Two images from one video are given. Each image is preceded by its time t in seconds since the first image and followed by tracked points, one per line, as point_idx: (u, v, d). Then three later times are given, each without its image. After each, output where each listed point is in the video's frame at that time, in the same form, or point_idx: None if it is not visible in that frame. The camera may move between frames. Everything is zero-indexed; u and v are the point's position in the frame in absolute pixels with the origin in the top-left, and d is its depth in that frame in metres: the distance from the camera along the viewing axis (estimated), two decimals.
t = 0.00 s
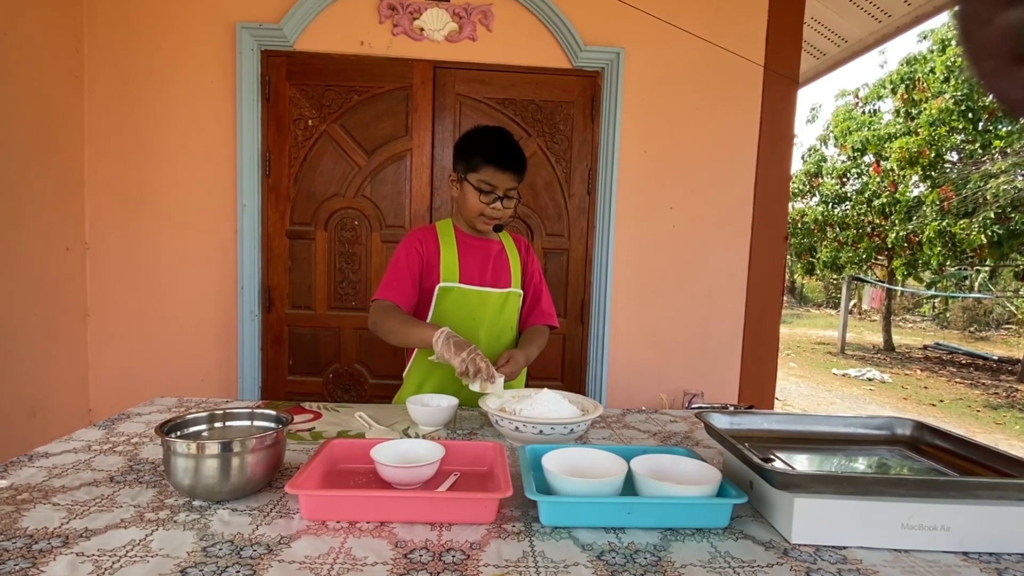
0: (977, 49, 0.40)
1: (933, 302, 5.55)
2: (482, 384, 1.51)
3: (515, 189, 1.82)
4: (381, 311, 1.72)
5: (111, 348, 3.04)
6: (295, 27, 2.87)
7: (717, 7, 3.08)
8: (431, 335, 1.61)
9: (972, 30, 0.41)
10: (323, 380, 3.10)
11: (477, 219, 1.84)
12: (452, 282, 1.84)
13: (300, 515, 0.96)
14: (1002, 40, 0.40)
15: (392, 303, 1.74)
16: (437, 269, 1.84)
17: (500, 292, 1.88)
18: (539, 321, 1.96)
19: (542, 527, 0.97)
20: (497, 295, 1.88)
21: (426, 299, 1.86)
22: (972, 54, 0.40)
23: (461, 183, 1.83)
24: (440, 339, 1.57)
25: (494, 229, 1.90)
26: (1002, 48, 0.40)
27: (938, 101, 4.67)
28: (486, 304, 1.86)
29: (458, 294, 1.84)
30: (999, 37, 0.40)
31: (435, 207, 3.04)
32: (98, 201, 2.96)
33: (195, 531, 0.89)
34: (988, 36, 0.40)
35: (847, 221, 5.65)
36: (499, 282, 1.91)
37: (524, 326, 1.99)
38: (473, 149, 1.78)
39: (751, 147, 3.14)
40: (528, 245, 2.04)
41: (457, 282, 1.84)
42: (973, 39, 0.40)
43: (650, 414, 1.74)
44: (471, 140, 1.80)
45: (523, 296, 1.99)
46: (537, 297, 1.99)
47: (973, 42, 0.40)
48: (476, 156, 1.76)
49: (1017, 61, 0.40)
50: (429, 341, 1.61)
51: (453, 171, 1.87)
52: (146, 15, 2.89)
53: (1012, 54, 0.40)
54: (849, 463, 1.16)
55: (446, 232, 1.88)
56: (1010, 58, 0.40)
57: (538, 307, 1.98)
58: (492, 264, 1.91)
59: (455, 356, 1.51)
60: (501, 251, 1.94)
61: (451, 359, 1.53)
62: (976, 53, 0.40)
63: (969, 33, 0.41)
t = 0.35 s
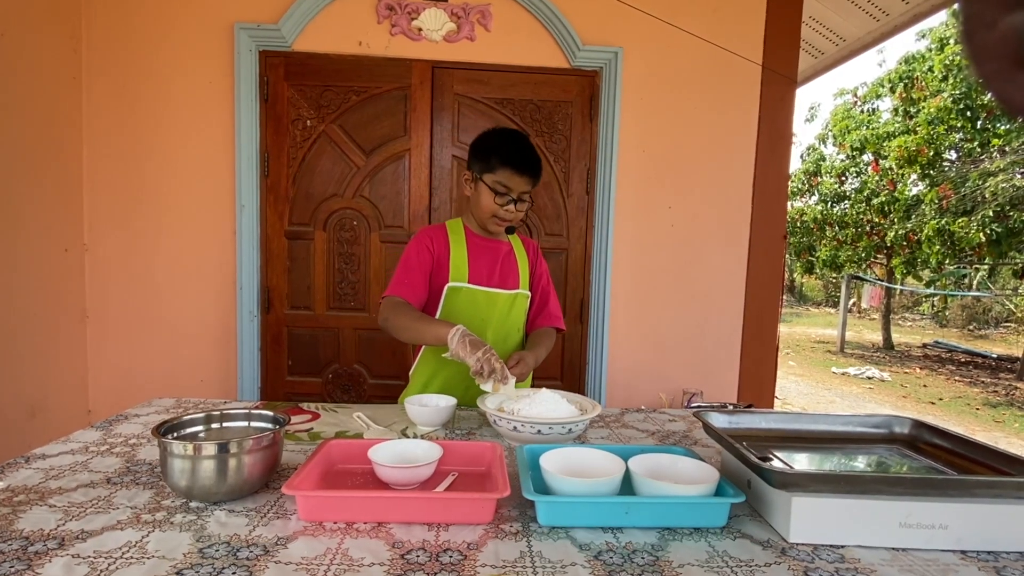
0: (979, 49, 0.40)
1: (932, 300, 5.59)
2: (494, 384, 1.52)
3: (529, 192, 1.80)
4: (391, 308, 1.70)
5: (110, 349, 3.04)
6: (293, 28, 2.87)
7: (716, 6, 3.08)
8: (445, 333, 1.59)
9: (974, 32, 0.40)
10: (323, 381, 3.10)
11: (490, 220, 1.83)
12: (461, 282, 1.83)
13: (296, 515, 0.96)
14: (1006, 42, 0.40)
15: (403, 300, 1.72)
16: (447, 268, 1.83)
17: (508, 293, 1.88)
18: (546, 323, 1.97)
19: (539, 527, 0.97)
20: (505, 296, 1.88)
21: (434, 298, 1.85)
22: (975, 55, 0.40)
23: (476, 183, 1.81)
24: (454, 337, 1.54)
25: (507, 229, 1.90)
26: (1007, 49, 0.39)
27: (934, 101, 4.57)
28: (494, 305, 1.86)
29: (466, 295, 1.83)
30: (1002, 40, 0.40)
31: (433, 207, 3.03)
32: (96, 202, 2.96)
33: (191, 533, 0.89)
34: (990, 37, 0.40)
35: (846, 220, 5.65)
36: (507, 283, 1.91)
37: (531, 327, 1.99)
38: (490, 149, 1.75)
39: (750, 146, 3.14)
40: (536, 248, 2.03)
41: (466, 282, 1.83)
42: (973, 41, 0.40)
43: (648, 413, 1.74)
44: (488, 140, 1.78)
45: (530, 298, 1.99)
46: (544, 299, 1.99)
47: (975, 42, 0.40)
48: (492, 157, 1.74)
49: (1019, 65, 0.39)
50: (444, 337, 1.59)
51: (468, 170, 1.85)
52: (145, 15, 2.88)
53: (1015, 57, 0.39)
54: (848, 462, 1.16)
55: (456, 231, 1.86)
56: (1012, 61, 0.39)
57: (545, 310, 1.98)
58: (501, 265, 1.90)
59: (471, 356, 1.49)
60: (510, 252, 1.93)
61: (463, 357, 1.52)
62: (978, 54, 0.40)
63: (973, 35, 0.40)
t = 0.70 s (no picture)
0: (978, 51, 0.40)
1: (931, 299, 5.62)
2: (506, 383, 1.48)
3: (552, 202, 1.79)
4: (404, 296, 1.66)
5: (109, 351, 3.03)
6: (291, 28, 2.86)
7: (714, 5, 3.08)
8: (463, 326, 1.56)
9: (974, 34, 0.40)
10: (322, 382, 3.09)
11: (510, 223, 1.80)
12: (472, 281, 1.83)
13: (294, 516, 0.95)
14: (1005, 46, 0.40)
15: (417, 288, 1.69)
16: (460, 265, 1.82)
17: (518, 296, 1.88)
18: (554, 328, 1.96)
19: (538, 527, 0.97)
20: (515, 298, 1.87)
21: (443, 294, 1.85)
22: (975, 58, 0.40)
23: (502, 184, 1.77)
24: (474, 331, 1.48)
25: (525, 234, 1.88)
26: (1006, 55, 0.40)
27: (934, 98, 4.65)
28: (503, 306, 1.86)
29: (477, 295, 1.83)
30: (1002, 44, 0.40)
31: (432, 207, 3.03)
32: (94, 203, 2.96)
33: (188, 534, 0.88)
34: (989, 42, 0.40)
35: (845, 218, 5.65)
36: (518, 285, 1.90)
37: (539, 332, 1.99)
38: (521, 153, 1.72)
39: (749, 145, 3.14)
40: (549, 253, 2.03)
41: (477, 282, 1.82)
42: (975, 44, 0.40)
43: (647, 413, 1.74)
44: (520, 143, 1.75)
45: (540, 302, 1.98)
46: (553, 305, 1.99)
47: (973, 47, 0.41)
48: (524, 161, 1.71)
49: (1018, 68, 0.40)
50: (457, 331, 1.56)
51: (494, 169, 1.81)
52: (142, 16, 2.88)
53: (1015, 62, 0.40)
54: (847, 460, 1.16)
55: (473, 229, 1.85)
56: (1011, 65, 0.40)
57: (554, 315, 1.97)
58: (512, 268, 1.89)
59: (488, 352, 1.45)
60: (523, 256, 1.92)
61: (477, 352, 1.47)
62: (978, 58, 0.40)
63: (972, 38, 0.41)
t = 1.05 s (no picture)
0: (976, 59, 0.40)
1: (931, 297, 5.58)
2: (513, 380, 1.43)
3: (573, 212, 1.77)
4: (422, 281, 1.64)
5: (108, 353, 3.03)
6: (288, 29, 2.86)
7: (712, 4, 3.08)
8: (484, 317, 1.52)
9: (972, 41, 0.40)
10: (321, 383, 3.09)
11: (529, 228, 1.78)
12: (485, 281, 1.82)
13: (292, 518, 0.95)
14: (1001, 53, 0.40)
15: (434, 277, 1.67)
16: (475, 264, 1.81)
17: (529, 299, 1.88)
18: (562, 334, 1.96)
19: (536, 527, 0.97)
20: (526, 302, 1.87)
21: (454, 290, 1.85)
22: (974, 64, 0.40)
23: (527, 188, 1.75)
24: (495, 322, 1.44)
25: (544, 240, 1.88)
26: (1003, 61, 0.40)
27: (933, 96, 4.68)
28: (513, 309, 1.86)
29: (488, 295, 1.83)
30: (1000, 51, 0.40)
31: (431, 207, 3.02)
32: (93, 206, 2.95)
33: (186, 536, 0.88)
34: (987, 48, 0.40)
35: (844, 218, 5.65)
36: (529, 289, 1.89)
37: (547, 337, 1.98)
38: (550, 159, 1.70)
39: (747, 144, 3.14)
40: (565, 260, 2.02)
41: (490, 282, 1.82)
42: (973, 50, 0.40)
43: (646, 412, 1.74)
44: (550, 149, 1.72)
45: (551, 308, 1.97)
46: (563, 311, 1.98)
47: (973, 52, 0.40)
48: (552, 168, 1.68)
49: (1016, 74, 0.40)
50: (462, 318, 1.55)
51: (519, 171, 1.79)
52: (139, 18, 2.88)
53: (1013, 67, 0.40)
54: (847, 459, 1.16)
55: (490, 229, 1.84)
56: (1010, 71, 0.40)
57: (563, 322, 1.97)
58: (526, 271, 1.88)
59: (505, 346, 1.41)
60: (537, 260, 1.91)
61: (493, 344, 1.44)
62: (976, 65, 0.40)
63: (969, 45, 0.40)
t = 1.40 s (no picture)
0: (974, 58, 0.40)
1: (930, 297, 5.60)
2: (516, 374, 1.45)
3: (583, 217, 1.76)
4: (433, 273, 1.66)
5: (107, 356, 3.02)
6: (286, 31, 2.86)
7: (709, 5, 3.09)
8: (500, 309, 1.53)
9: (970, 42, 0.40)
10: (320, 385, 3.09)
11: (538, 231, 1.79)
12: (492, 281, 1.84)
13: (291, 521, 0.95)
14: (999, 52, 0.40)
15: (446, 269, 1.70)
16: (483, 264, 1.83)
17: (536, 301, 1.88)
18: (567, 339, 1.93)
19: (536, 529, 0.97)
20: (533, 304, 1.87)
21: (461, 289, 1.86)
22: (971, 64, 0.40)
23: (537, 191, 1.75)
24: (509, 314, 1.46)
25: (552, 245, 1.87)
26: (999, 60, 0.40)
27: (931, 97, 4.71)
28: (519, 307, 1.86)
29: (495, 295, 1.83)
30: (998, 50, 0.40)
31: (429, 209, 3.02)
32: (91, 208, 2.95)
33: (185, 540, 0.88)
34: (986, 48, 0.40)
35: (842, 218, 5.66)
36: (537, 291, 1.89)
37: (552, 341, 1.96)
38: (562, 163, 1.68)
39: (746, 145, 3.14)
40: (574, 264, 1.99)
41: (498, 281, 1.83)
42: (970, 50, 0.40)
43: (646, 413, 1.74)
44: (562, 153, 1.71)
45: (557, 312, 1.96)
46: (569, 317, 1.96)
47: (972, 52, 0.40)
48: (562, 172, 1.68)
49: (1014, 73, 0.40)
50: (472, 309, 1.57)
51: (530, 175, 1.79)
52: (137, 21, 2.88)
53: (1009, 66, 0.40)
54: (847, 460, 1.16)
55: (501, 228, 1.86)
56: (1006, 71, 0.40)
57: (569, 326, 1.94)
58: (533, 274, 1.88)
59: (514, 339, 1.44)
60: (546, 264, 1.91)
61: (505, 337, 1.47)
62: (974, 64, 0.40)
63: (966, 46, 0.40)
